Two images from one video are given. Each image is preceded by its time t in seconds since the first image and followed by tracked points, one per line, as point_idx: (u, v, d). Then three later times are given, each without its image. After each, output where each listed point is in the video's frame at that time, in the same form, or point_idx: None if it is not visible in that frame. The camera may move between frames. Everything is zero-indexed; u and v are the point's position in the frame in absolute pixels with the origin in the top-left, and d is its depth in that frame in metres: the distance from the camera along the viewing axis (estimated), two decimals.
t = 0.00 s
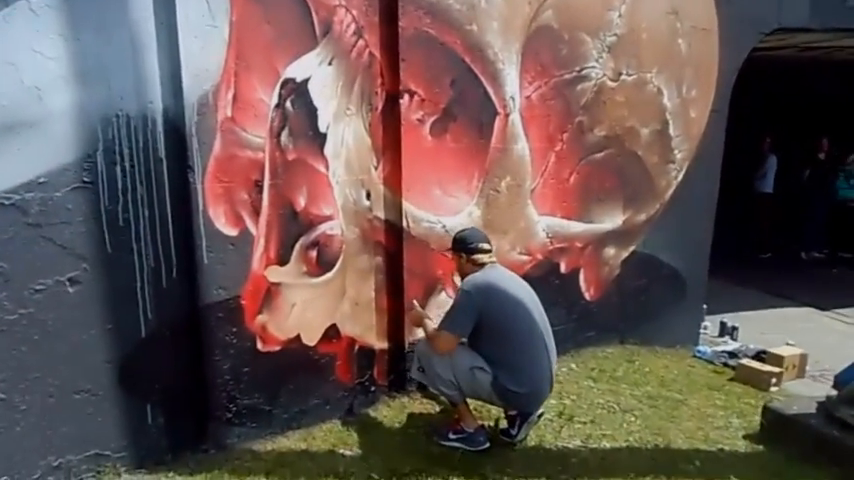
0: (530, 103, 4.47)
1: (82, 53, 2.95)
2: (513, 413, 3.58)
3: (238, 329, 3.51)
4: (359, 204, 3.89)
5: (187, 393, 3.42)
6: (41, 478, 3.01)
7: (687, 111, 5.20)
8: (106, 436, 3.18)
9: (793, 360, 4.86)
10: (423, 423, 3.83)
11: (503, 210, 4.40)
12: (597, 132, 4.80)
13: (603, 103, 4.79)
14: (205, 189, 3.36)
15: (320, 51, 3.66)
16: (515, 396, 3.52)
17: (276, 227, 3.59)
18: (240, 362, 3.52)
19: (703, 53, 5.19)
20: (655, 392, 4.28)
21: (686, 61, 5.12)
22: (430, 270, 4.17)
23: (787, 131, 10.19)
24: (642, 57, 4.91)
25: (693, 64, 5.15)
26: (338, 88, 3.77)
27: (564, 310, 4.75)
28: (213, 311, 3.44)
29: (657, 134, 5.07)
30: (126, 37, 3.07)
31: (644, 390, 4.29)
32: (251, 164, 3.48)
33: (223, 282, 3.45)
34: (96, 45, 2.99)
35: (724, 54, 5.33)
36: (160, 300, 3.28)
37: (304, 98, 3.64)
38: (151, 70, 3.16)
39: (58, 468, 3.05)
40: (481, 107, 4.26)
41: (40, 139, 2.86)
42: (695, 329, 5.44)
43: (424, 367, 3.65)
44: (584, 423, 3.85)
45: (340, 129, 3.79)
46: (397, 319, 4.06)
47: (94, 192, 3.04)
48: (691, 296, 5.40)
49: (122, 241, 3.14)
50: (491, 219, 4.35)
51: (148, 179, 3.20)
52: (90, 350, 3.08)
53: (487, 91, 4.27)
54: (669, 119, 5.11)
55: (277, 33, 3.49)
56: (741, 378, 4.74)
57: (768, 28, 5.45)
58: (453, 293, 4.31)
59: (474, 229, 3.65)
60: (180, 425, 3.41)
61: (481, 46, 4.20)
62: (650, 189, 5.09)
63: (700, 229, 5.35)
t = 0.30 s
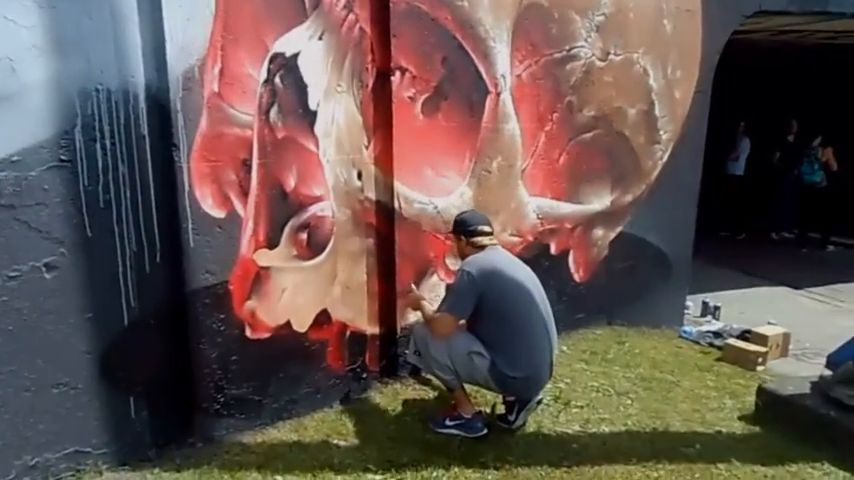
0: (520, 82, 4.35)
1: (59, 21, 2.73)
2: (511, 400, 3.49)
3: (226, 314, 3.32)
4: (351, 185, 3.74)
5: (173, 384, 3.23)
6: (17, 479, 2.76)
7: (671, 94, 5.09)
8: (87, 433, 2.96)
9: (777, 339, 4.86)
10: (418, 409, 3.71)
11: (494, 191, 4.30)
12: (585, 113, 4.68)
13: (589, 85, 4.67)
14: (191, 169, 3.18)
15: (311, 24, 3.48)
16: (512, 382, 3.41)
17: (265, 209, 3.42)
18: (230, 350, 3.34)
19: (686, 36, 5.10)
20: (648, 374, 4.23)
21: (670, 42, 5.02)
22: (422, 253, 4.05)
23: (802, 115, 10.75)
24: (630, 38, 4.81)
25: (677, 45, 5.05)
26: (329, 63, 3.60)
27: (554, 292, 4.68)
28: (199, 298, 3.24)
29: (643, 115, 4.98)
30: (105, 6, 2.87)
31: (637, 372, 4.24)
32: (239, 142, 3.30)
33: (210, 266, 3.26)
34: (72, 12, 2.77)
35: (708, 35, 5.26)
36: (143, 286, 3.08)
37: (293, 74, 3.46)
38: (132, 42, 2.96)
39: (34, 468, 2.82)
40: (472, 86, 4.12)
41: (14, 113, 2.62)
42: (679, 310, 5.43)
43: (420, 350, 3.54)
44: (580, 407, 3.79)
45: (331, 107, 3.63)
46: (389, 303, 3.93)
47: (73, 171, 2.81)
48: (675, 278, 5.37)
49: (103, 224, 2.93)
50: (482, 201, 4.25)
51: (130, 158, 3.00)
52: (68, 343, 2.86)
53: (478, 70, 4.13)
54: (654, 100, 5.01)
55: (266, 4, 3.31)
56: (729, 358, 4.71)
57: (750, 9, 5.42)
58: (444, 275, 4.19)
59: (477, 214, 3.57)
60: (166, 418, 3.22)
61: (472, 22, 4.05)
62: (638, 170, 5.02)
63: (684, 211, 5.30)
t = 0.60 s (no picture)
0: (513, 60, 4.22)
1: None
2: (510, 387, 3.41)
3: (218, 303, 3.18)
4: (343, 167, 3.58)
5: (162, 377, 3.06)
6: None
7: (660, 72, 5.05)
8: (75, 430, 2.80)
9: (761, 321, 4.93)
10: (415, 397, 3.62)
11: (486, 171, 4.19)
12: (576, 92, 4.60)
13: (582, 62, 4.59)
14: (180, 149, 2.99)
15: None
16: (513, 369, 3.32)
17: (257, 191, 3.25)
18: (222, 339, 3.21)
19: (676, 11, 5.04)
20: (640, 357, 4.20)
21: (660, 19, 4.95)
22: (415, 236, 3.93)
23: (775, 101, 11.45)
24: (620, 14, 4.72)
25: (667, 21, 4.99)
26: (321, 38, 3.42)
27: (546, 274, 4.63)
28: (191, 286, 3.10)
29: (631, 94, 4.92)
30: None
31: (628, 356, 4.20)
32: (229, 121, 3.11)
33: (200, 252, 3.10)
34: None
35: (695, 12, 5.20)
36: (132, 275, 2.90)
37: (285, 49, 3.28)
38: (117, 13, 2.74)
39: (21, 468, 2.67)
40: (465, 63, 3.98)
41: None
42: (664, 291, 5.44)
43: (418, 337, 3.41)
44: (578, 392, 3.72)
45: (324, 84, 3.45)
46: (381, 288, 3.82)
47: (56, 152, 2.62)
48: (659, 258, 5.37)
49: (88, 208, 2.73)
50: (475, 181, 4.14)
51: (115, 137, 2.80)
52: (53, 336, 2.68)
53: (471, 46, 3.99)
54: (644, 79, 4.97)
55: None
56: (715, 339, 4.72)
57: None
58: (437, 259, 4.07)
59: (477, 197, 3.45)
60: (157, 413, 3.07)
61: None
62: (625, 150, 4.97)
63: (670, 192, 5.27)
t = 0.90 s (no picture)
0: (505, 40, 4.11)
1: None
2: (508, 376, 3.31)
3: (210, 293, 3.03)
4: (338, 149, 3.45)
5: (154, 371, 2.91)
6: None
7: (647, 54, 4.98)
8: (62, 429, 2.64)
9: (744, 303, 4.92)
10: (412, 386, 3.52)
11: (478, 157, 4.10)
12: (567, 74, 4.51)
13: (572, 43, 4.49)
14: (170, 131, 2.81)
15: None
16: (516, 358, 3.19)
17: (250, 175, 3.10)
18: (215, 331, 3.06)
19: None
20: (634, 342, 4.16)
21: None
22: (409, 221, 3.81)
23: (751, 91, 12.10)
24: None
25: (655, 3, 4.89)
26: (315, 14, 3.26)
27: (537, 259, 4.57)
28: (182, 275, 2.94)
29: (620, 76, 4.85)
30: None
31: (621, 341, 4.16)
32: (220, 101, 2.94)
33: (191, 240, 2.94)
34: None
35: None
36: (119, 265, 2.72)
37: (277, 26, 3.11)
38: None
39: (4, 472, 2.52)
40: (459, 42, 3.85)
41: None
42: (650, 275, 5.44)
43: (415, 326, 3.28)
44: (576, 379, 3.65)
45: (317, 64, 3.30)
46: (374, 275, 3.70)
47: (38, 135, 2.43)
48: (645, 241, 5.36)
49: (73, 194, 2.55)
50: (467, 166, 4.05)
51: (101, 118, 2.61)
52: (38, 332, 2.52)
53: (464, 25, 3.86)
54: (631, 62, 4.89)
55: None
56: (701, 322, 4.70)
57: None
58: (430, 245, 3.96)
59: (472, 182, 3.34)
60: (149, 409, 2.92)
61: None
62: (614, 132, 4.92)
63: (655, 176, 5.26)
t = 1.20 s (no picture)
0: (499, 22, 4.01)
1: None
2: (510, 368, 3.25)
3: (203, 286, 2.91)
4: (331, 135, 3.34)
5: (145, 369, 2.79)
6: None
7: (638, 37, 4.91)
8: (53, 432, 2.50)
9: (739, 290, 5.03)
10: (409, 379, 3.45)
11: (472, 141, 3.99)
12: (560, 57, 4.43)
13: (565, 25, 4.40)
14: (161, 117, 2.67)
15: None
16: (522, 351, 3.13)
17: (243, 163, 2.97)
18: (208, 326, 2.94)
19: None
20: (631, 332, 4.20)
21: None
22: (403, 210, 3.71)
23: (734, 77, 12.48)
24: None
25: None
26: None
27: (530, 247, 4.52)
28: (174, 268, 2.81)
29: (611, 60, 4.78)
30: None
31: (619, 331, 4.20)
32: (212, 87, 2.80)
33: (183, 232, 2.82)
34: None
35: None
36: (111, 260, 2.61)
37: (269, 7, 2.98)
38: None
39: None
40: (453, 24, 3.74)
41: None
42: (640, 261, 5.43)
43: (415, 318, 3.21)
44: (576, 372, 3.66)
45: (310, 47, 3.18)
46: (369, 266, 3.60)
47: (25, 121, 2.27)
48: (636, 228, 5.34)
49: (61, 184, 2.41)
50: (460, 151, 3.93)
51: (89, 104, 2.47)
52: (23, 329, 2.36)
53: (458, 7, 3.74)
54: (623, 44, 4.82)
55: None
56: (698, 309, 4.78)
57: None
58: (424, 234, 3.88)
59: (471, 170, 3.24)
60: (140, 407, 2.80)
61: None
62: (605, 117, 4.86)
63: (645, 160, 5.22)
